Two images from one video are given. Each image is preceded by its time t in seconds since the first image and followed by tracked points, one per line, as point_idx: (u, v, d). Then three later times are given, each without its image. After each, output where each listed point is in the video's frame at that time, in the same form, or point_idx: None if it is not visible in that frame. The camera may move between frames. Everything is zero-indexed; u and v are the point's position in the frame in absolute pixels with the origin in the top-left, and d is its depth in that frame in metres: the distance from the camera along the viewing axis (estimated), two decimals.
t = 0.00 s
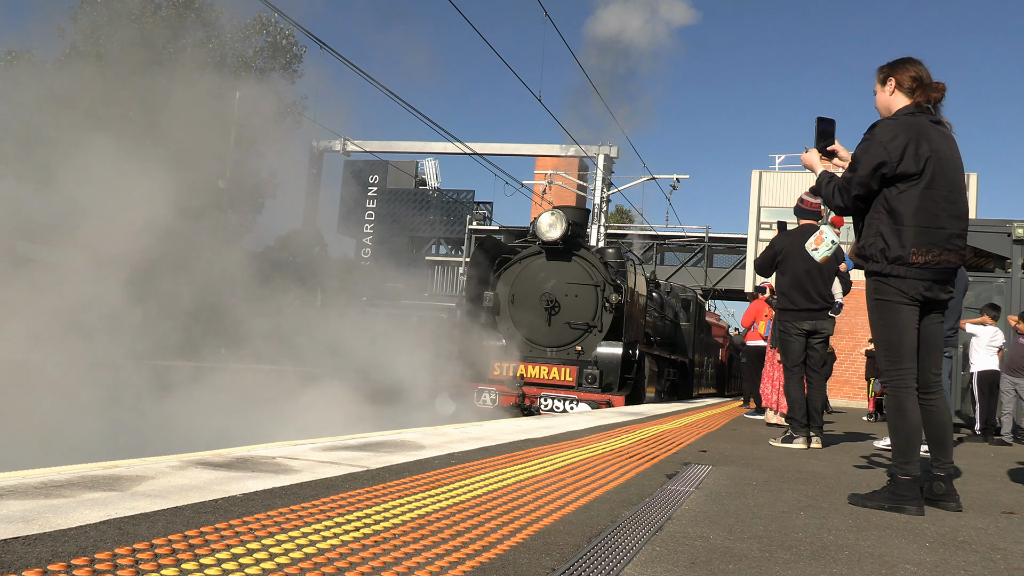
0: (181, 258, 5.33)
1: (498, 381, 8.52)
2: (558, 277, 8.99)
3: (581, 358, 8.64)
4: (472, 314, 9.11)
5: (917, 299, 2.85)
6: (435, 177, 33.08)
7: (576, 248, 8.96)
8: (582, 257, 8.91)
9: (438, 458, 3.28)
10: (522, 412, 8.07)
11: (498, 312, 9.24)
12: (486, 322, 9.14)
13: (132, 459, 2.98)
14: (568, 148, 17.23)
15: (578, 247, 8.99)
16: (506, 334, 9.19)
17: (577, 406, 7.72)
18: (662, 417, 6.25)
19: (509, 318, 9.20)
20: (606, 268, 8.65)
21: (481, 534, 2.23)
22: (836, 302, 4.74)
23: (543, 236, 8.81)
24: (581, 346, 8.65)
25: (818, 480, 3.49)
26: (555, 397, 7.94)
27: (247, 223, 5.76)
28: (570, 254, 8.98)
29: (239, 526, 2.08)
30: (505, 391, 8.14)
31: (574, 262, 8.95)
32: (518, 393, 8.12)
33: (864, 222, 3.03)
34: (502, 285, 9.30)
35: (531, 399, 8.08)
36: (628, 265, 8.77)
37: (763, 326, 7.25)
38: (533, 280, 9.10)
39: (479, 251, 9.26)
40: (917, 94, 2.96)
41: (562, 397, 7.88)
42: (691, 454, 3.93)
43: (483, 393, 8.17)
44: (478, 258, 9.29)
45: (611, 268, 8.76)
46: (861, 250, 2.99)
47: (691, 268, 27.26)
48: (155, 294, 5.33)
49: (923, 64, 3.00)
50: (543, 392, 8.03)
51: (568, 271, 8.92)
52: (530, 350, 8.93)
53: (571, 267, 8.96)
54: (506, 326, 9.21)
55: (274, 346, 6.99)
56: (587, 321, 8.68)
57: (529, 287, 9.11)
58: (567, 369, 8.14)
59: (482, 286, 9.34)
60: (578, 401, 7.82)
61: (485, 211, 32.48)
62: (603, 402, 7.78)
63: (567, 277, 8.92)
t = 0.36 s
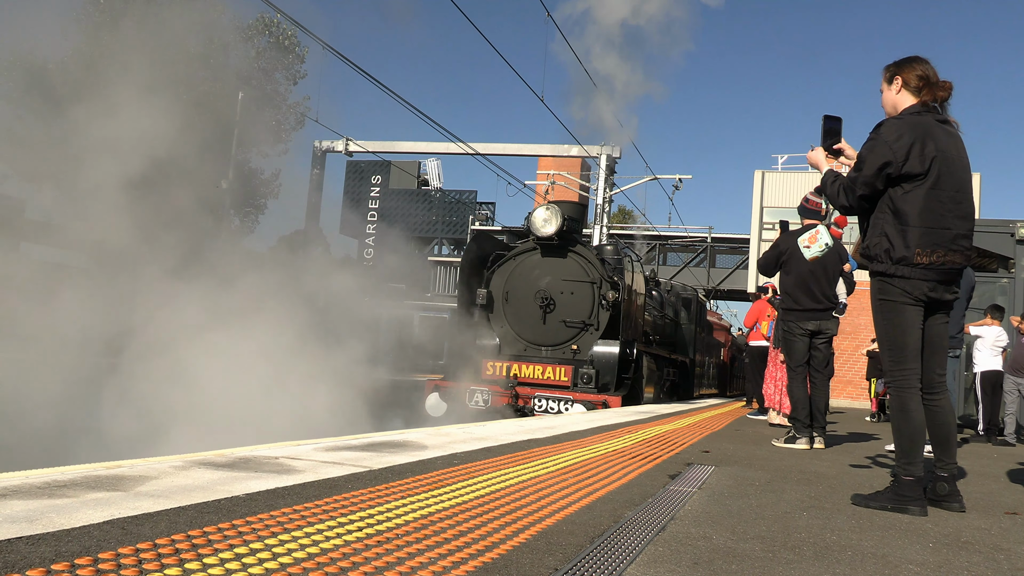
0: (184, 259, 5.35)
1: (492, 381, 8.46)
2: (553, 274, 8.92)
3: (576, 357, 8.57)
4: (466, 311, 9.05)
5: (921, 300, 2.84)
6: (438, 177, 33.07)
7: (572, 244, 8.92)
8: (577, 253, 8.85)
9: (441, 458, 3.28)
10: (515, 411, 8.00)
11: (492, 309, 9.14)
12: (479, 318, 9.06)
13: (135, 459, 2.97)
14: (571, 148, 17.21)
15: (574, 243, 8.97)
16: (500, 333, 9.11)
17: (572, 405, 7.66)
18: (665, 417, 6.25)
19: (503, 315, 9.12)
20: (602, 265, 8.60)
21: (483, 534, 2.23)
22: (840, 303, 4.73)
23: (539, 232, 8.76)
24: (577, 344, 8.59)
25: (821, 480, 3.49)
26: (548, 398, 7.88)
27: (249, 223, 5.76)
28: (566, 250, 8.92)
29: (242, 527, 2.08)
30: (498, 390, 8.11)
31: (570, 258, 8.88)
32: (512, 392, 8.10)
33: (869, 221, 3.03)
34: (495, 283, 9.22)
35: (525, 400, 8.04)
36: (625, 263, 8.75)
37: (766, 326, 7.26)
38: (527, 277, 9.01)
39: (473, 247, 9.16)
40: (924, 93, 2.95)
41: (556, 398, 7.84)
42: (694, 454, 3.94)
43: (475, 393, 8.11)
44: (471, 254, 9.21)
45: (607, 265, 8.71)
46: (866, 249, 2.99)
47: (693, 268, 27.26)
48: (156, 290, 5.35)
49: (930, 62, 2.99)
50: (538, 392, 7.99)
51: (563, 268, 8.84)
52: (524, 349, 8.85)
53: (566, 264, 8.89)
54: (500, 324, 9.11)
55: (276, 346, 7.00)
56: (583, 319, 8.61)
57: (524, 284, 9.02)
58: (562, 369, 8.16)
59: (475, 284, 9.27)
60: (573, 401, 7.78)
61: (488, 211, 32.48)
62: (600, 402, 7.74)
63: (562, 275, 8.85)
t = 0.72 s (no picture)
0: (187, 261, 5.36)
1: (484, 381, 8.14)
2: (547, 270, 8.59)
3: (572, 356, 8.30)
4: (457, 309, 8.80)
5: (925, 299, 2.85)
6: (440, 178, 33.10)
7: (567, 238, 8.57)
8: (572, 248, 8.50)
9: (444, 458, 3.29)
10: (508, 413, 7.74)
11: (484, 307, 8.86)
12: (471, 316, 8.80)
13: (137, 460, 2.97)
14: (573, 148, 17.18)
15: (569, 238, 8.61)
16: (493, 331, 8.82)
17: (566, 407, 7.40)
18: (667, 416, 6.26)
19: (496, 313, 8.83)
20: (598, 261, 8.32)
21: (487, 534, 2.23)
22: (842, 301, 4.73)
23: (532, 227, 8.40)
24: (572, 343, 8.30)
25: (824, 479, 3.49)
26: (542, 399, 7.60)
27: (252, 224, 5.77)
28: (561, 245, 8.56)
29: (246, 527, 2.08)
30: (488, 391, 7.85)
31: (565, 254, 8.51)
32: (503, 392, 7.82)
33: (874, 220, 3.03)
34: (487, 279, 8.93)
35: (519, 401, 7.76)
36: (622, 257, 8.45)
37: (768, 326, 7.27)
38: (520, 272, 8.71)
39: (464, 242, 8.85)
40: (930, 91, 2.94)
41: (550, 399, 7.56)
42: (698, 453, 3.94)
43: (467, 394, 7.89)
44: (462, 250, 8.91)
45: (603, 261, 8.42)
46: (871, 248, 2.99)
47: (695, 268, 27.31)
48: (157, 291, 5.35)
49: (936, 60, 2.98)
50: (531, 392, 7.69)
51: (557, 264, 8.52)
52: (518, 348, 8.57)
53: (560, 259, 8.54)
54: (492, 322, 8.82)
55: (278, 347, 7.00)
56: (579, 316, 8.30)
57: (517, 280, 8.71)
58: (557, 368, 7.80)
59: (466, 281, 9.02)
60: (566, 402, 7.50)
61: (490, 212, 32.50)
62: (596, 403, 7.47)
63: (557, 270, 8.52)
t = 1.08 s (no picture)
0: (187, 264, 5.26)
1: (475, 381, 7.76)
2: (541, 266, 8.23)
3: (567, 355, 7.88)
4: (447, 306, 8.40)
5: (931, 296, 2.84)
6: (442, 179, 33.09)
7: (561, 233, 8.28)
8: (566, 243, 8.19)
9: (448, 458, 3.29)
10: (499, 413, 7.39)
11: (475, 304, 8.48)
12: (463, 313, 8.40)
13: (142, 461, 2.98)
14: (574, 148, 17.14)
15: (563, 232, 8.31)
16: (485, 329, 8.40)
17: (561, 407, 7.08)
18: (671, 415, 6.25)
19: (488, 311, 8.44)
20: (594, 256, 7.99)
21: (491, 534, 2.23)
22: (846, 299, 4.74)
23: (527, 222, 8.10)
24: (567, 341, 7.90)
25: (829, 477, 3.49)
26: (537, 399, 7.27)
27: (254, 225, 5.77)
28: (555, 241, 8.25)
29: (251, 527, 2.08)
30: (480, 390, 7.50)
31: (559, 249, 8.19)
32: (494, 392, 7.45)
33: (879, 217, 3.03)
34: (480, 276, 8.60)
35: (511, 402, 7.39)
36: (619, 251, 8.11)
37: (772, 324, 7.26)
38: (513, 268, 8.35)
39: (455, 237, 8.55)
40: (937, 87, 2.94)
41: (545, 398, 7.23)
42: (701, 452, 3.94)
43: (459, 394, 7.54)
44: (453, 245, 8.59)
45: (599, 256, 8.09)
46: (876, 245, 2.99)
47: (697, 267, 27.33)
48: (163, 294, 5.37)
49: (942, 57, 2.98)
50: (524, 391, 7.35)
51: (551, 259, 8.18)
52: (511, 346, 8.16)
53: (555, 254, 8.20)
54: (484, 320, 8.43)
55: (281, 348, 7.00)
56: (574, 314, 7.94)
57: (509, 276, 8.35)
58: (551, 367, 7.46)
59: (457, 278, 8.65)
60: (560, 403, 7.16)
61: (491, 212, 32.51)
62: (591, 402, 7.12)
63: (552, 266, 8.16)
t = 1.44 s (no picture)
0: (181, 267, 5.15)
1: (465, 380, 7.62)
2: (534, 261, 8.01)
3: (561, 353, 7.75)
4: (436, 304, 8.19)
5: (936, 295, 2.84)
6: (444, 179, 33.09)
7: (554, 227, 8.01)
8: (560, 237, 7.94)
9: (450, 458, 3.29)
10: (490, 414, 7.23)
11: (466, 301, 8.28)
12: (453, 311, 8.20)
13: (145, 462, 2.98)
14: (576, 148, 17.10)
15: (556, 226, 8.06)
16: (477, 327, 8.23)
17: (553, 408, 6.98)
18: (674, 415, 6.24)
19: (479, 308, 8.24)
20: (589, 251, 7.78)
21: (495, 534, 2.23)
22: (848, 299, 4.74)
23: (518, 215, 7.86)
24: (561, 339, 7.77)
25: (832, 476, 3.49)
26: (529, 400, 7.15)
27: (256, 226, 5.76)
28: (548, 235, 8.00)
29: (255, 528, 2.09)
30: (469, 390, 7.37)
31: (552, 244, 7.96)
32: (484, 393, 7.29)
33: (885, 216, 3.02)
34: (470, 272, 8.35)
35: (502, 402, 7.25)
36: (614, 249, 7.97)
37: (774, 324, 7.25)
38: (505, 263, 8.12)
39: (443, 231, 8.26)
40: (943, 85, 2.93)
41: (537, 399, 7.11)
42: (704, 452, 3.94)
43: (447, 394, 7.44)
44: (442, 240, 8.31)
45: (593, 251, 7.89)
46: (881, 244, 2.99)
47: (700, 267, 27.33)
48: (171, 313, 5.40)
49: (948, 56, 2.98)
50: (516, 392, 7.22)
51: (544, 254, 7.95)
52: (503, 345, 8.00)
53: (548, 249, 7.97)
54: (475, 318, 8.23)
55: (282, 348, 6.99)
56: (569, 311, 7.76)
57: (501, 272, 8.12)
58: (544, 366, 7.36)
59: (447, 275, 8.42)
60: (553, 404, 7.06)
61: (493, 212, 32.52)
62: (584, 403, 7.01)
63: (545, 261, 7.94)
